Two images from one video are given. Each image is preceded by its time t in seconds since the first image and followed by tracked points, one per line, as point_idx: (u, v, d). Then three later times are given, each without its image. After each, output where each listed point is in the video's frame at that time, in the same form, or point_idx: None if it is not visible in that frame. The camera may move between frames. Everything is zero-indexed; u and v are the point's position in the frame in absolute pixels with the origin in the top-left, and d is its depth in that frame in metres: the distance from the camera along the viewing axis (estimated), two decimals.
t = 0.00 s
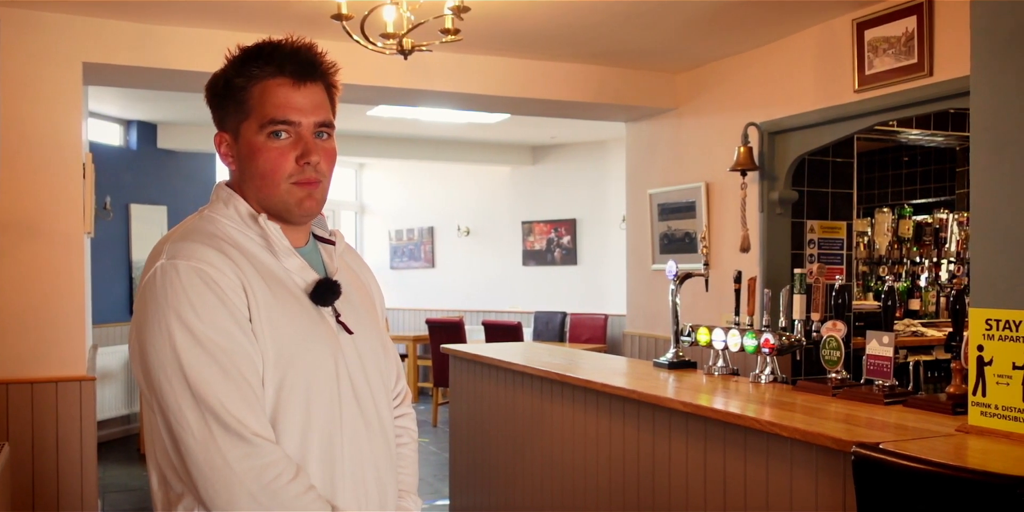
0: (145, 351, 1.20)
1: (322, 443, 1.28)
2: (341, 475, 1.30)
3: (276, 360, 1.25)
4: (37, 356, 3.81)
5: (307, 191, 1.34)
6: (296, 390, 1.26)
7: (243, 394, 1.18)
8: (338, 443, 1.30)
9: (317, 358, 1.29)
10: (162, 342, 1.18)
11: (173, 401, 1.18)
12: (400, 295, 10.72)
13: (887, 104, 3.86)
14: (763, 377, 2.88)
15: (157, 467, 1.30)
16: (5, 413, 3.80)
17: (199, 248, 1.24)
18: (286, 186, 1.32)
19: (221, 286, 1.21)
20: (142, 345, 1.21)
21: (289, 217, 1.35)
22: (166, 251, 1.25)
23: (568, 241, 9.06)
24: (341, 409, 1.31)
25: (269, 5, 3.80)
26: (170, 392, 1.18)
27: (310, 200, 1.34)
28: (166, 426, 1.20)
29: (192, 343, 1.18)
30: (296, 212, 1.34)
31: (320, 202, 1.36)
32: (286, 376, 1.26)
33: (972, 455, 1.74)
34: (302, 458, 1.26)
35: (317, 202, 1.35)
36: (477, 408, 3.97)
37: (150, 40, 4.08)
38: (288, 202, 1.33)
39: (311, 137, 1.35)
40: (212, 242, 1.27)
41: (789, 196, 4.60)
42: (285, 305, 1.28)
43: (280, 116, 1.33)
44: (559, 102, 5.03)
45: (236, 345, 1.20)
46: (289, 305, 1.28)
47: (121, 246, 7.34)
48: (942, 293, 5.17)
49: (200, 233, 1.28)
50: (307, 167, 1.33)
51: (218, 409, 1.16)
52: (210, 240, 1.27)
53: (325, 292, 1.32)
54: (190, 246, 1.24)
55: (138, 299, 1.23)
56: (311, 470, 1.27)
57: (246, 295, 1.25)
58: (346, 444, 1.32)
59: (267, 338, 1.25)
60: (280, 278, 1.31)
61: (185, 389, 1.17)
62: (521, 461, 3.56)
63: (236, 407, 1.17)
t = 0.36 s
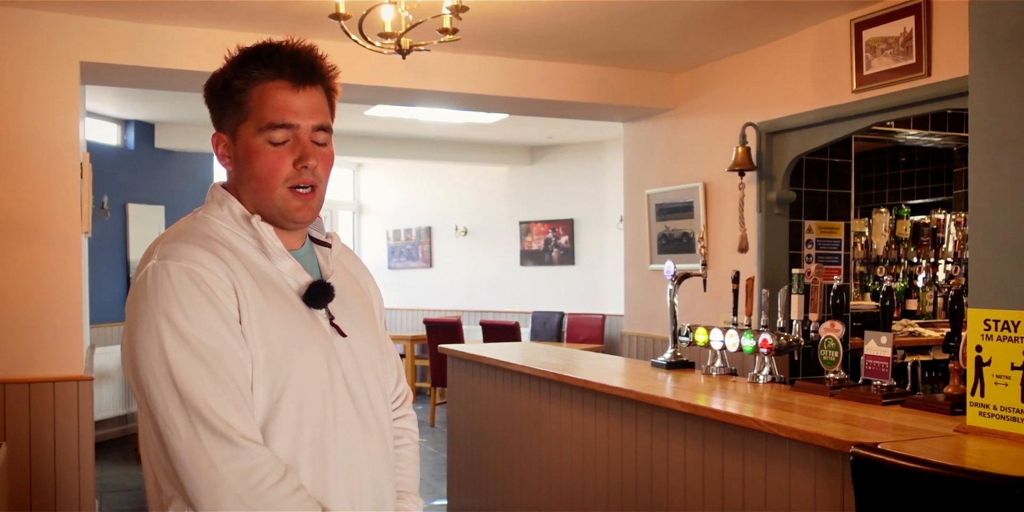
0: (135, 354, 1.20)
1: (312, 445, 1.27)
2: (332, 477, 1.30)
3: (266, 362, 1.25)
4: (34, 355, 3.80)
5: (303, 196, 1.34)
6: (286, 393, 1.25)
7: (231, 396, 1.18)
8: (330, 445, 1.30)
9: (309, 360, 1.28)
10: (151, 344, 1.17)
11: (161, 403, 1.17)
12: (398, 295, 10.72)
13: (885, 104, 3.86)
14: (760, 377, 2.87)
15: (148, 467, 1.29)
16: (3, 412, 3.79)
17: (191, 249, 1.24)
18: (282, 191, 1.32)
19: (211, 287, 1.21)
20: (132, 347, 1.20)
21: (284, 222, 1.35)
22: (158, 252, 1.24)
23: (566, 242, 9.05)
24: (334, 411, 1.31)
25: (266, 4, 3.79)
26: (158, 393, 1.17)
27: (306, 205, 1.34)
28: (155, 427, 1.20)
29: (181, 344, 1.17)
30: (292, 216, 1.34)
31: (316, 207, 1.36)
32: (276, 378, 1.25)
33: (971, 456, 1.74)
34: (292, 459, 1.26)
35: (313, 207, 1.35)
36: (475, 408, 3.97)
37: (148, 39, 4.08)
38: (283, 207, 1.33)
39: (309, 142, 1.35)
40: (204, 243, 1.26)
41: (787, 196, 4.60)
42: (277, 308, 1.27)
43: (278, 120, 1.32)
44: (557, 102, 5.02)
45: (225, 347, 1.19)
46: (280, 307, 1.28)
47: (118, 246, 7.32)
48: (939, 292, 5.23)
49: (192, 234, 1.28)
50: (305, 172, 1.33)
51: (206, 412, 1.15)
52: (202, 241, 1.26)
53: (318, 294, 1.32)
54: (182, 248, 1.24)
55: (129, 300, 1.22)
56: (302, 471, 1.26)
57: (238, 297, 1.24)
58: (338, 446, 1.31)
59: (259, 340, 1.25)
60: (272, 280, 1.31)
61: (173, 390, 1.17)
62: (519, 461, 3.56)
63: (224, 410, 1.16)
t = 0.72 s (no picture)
0: (135, 359, 1.18)
1: (309, 448, 1.26)
2: (332, 480, 1.29)
3: (267, 365, 1.24)
4: (31, 356, 3.79)
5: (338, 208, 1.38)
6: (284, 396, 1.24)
7: (231, 401, 1.17)
8: (327, 447, 1.29)
9: (307, 363, 1.28)
10: (151, 347, 1.16)
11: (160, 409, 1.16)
12: (397, 295, 10.71)
13: (882, 104, 3.87)
14: (758, 377, 2.87)
15: (144, 470, 1.28)
16: None
17: (192, 251, 1.23)
18: (328, 199, 1.35)
19: (213, 290, 1.20)
20: (131, 349, 1.19)
21: (306, 222, 1.36)
22: (159, 253, 1.23)
23: (564, 242, 9.05)
24: (332, 414, 1.30)
25: (264, 4, 3.78)
26: (157, 398, 1.16)
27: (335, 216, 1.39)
28: (152, 432, 1.18)
29: (181, 348, 1.16)
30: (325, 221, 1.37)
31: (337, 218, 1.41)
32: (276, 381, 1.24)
33: (969, 456, 1.74)
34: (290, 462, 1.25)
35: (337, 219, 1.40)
36: (473, 408, 3.96)
37: (145, 39, 4.07)
38: (323, 214, 1.36)
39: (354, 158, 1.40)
40: (206, 244, 1.25)
41: (785, 197, 4.60)
42: (277, 310, 1.27)
43: (343, 132, 1.35)
44: (555, 102, 5.02)
45: (225, 350, 1.18)
46: (280, 309, 1.27)
47: (116, 247, 7.31)
48: (936, 293, 5.22)
49: (193, 235, 1.27)
50: (352, 185, 1.37)
51: (206, 418, 1.14)
52: (202, 242, 1.25)
53: (319, 292, 1.32)
54: (184, 250, 1.23)
55: (129, 302, 1.21)
56: (303, 475, 1.26)
57: (239, 299, 1.24)
58: (335, 449, 1.30)
59: (260, 343, 1.24)
60: (273, 282, 1.30)
61: (172, 395, 1.15)
62: (516, 461, 3.56)
63: (223, 415, 1.15)
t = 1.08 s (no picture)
0: (129, 351, 1.17)
1: (289, 464, 1.25)
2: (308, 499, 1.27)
3: (263, 374, 1.23)
4: (29, 356, 3.79)
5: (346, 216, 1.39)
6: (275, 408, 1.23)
7: (217, 411, 1.15)
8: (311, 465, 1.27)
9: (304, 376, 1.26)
10: (146, 343, 1.15)
11: (144, 407, 1.15)
12: (394, 295, 10.71)
13: (880, 105, 3.87)
14: (756, 378, 2.87)
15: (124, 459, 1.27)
16: None
17: (202, 250, 1.22)
18: (344, 209, 1.37)
19: (218, 293, 1.19)
20: (129, 340, 1.18)
21: (316, 227, 1.37)
22: (169, 247, 1.23)
23: (562, 242, 9.05)
24: (322, 431, 1.28)
25: (261, 4, 3.78)
26: (143, 395, 1.15)
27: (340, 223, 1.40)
28: (134, 426, 1.18)
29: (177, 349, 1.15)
30: (334, 228, 1.38)
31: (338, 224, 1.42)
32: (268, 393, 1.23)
33: (967, 456, 1.74)
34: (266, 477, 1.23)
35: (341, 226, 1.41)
36: (471, 409, 3.96)
37: (143, 39, 4.06)
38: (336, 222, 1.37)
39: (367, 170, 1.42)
40: (215, 245, 1.25)
41: (783, 197, 4.60)
42: (281, 319, 1.26)
43: (367, 145, 1.38)
44: (552, 102, 5.02)
45: (223, 356, 1.17)
46: (283, 320, 1.26)
47: (113, 247, 7.30)
48: (935, 293, 5.08)
49: (203, 233, 1.26)
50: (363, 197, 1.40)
51: (189, 422, 1.13)
52: (211, 241, 1.25)
53: (325, 293, 1.33)
54: (194, 248, 1.22)
55: (134, 292, 1.21)
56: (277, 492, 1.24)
57: (243, 304, 1.23)
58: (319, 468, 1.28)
59: (259, 349, 1.23)
60: (281, 288, 1.29)
61: (159, 395, 1.14)
62: (515, 462, 3.56)
63: (207, 424, 1.14)
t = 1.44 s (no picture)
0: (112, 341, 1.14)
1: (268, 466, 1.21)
2: (283, 500, 1.24)
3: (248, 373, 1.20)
4: (26, 356, 3.78)
5: (328, 194, 1.33)
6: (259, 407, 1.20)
7: (196, 406, 1.12)
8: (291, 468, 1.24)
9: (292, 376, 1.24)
10: (129, 333, 1.12)
11: (123, 398, 1.11)
12: (393, 296, 10.70)
13: (879, 105, 3.87)
14: (755, 378, 2.87)
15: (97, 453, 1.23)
16: None
17: (192, 243, 1.20)
18: (311, 185, 1.31)
19: (206, 287, 1.16)
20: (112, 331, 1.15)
21: (299, 215, 1.34)
22: (159, 239, 1.20)
23: (560, 243, 9.04)
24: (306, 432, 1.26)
25: (259, 4, 3.77)
26: (122, 386, 1.12)
27: (329, 203, 1.34)
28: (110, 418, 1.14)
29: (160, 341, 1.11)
30: (312, 211, 1.33)
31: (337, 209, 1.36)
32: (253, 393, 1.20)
33: (965, 456, 1.74)
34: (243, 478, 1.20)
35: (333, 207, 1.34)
36: (469, 409, 3.95)
37: (141, 39, 4.06)
38: (309, 201, 1.32)
39: (347, 145, 1.34)
40: (206, 240, 1.22)
41: (781, 197, 4.60)
42: (271, 317, 1.24)
43: (324, 115, 1.32)
44: (551, 102, 5.02)
45: (206, 352, 1.14)
46: (273, 319, 1.24)
47: (111, 248, 7.29)
48: (933, 293, 5.00)
49: (195, 228, 1.24)
50: (339, 171, 1.32)
51: (167, 416, 1.09)
52: (204, 236, 1.22)
53: (322, 290, 1.32)
54: (184, 241, 1.20)
55: (120, 283, 1.18)
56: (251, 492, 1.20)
57: (231, 301, 1.20)
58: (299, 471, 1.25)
59: (245, 347, 1.20)
60: (272, 288, 1.27)
61: (138, 386, 1.11)
62: (513, 462, 3.55)
63: (185, 419, 1.10)
